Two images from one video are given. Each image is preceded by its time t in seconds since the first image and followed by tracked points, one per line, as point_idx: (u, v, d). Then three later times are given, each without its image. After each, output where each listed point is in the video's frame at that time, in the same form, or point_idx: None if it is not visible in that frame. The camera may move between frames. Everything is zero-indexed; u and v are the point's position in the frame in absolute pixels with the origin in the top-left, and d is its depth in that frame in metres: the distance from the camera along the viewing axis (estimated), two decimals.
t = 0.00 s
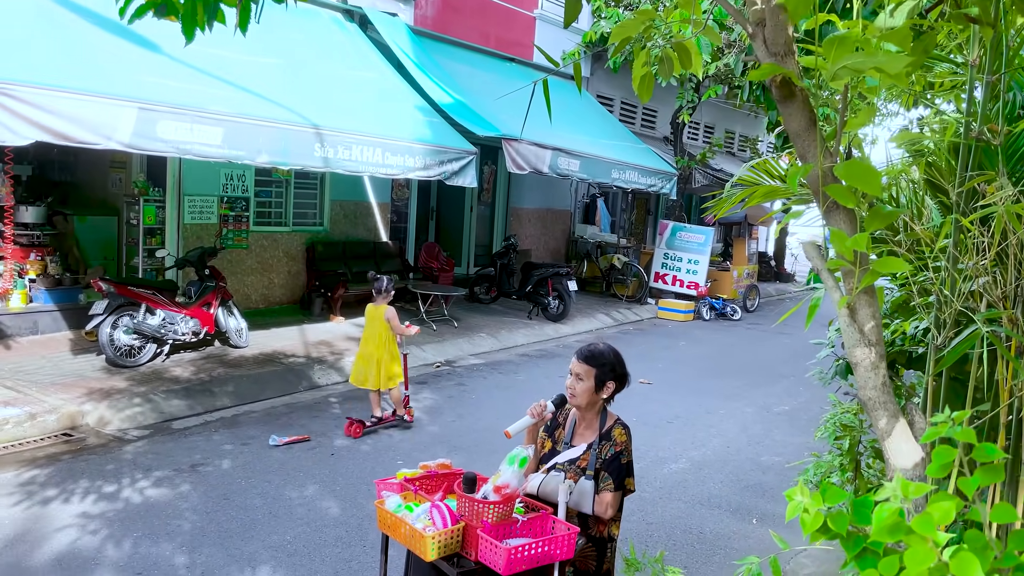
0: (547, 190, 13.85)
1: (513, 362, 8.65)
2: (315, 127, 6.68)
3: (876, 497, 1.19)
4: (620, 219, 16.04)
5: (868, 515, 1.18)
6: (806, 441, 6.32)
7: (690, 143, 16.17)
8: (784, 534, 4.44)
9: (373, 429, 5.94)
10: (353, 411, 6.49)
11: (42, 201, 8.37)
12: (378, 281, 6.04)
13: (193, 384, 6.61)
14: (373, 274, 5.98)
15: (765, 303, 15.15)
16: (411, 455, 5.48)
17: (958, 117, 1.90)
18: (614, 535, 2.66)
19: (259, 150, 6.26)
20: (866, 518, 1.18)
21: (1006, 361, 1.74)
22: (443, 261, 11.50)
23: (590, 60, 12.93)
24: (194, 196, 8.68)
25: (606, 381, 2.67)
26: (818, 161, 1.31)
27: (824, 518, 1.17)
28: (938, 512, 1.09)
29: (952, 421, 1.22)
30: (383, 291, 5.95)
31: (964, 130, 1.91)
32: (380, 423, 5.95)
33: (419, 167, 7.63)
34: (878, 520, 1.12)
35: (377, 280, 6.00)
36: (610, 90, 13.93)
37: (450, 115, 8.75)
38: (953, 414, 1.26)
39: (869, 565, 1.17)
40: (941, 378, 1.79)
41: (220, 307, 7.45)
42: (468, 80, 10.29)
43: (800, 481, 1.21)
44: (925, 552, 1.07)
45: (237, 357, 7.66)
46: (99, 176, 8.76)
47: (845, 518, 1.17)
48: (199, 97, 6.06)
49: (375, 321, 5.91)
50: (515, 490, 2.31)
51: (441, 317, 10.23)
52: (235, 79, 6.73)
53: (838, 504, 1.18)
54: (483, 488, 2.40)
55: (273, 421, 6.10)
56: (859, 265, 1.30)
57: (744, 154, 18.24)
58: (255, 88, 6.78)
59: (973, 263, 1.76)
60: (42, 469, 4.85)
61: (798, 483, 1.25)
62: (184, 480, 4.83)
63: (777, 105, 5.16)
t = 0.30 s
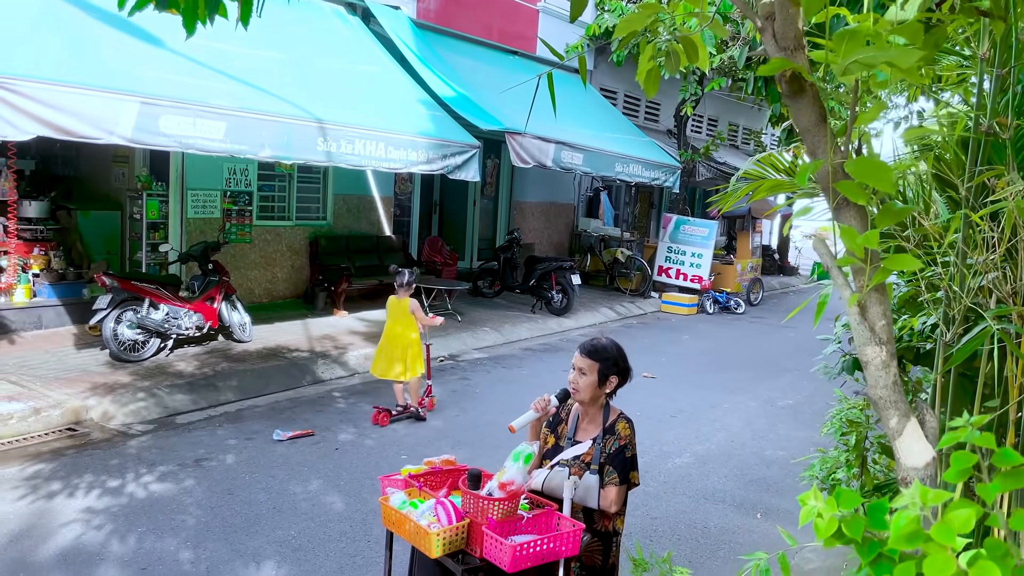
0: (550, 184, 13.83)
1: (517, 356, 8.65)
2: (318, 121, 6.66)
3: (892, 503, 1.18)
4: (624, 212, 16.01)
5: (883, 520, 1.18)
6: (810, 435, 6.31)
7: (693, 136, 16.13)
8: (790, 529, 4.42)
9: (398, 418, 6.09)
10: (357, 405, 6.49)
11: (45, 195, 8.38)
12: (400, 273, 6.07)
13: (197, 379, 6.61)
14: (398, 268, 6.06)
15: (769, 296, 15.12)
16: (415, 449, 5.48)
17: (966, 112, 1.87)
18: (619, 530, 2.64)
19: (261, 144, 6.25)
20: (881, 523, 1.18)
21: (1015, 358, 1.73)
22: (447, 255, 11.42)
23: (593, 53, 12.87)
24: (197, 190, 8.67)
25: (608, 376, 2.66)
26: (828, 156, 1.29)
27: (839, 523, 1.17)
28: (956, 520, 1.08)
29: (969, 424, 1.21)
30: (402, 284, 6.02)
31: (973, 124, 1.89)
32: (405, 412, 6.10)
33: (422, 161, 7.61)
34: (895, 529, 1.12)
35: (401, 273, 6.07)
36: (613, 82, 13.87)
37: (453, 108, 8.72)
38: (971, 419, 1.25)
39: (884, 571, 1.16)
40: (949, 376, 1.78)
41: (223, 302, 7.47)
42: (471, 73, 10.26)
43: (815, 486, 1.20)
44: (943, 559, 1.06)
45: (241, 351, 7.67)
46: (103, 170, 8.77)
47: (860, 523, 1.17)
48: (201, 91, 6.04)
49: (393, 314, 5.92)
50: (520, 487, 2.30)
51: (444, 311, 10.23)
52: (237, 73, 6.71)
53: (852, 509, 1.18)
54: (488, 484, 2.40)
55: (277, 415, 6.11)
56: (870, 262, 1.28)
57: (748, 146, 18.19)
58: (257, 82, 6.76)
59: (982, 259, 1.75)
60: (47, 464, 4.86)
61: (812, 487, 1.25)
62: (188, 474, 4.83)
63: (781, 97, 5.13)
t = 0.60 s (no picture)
0: (552, 176, 13.79)
1: (519, 350, 8.62)
2: (319, 114, 6.63)
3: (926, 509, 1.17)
4: (626, 205, 15.97)
5: (915, 526, 1.16)
6: (814, 428, 6.29)
7: (696, 128, 16.07)
8: (795, 523, 4.41)
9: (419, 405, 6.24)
10: (360, 399, 6.48)
11: (46, 189, 8.35)
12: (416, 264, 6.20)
13: (199, 373, 6.60)
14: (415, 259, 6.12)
15: (771, 289, 15.09)
16: (419, 443, 5.46)
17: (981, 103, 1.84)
18: (625, 522, 2.63)
19: (263, 137, 6.21)
20: (912, 528, 1.17)
21: None
22: (449, 249, 11.44)
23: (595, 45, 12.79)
24: (198, 183, 8.64)
25: (613, 369, 2.65)
26: (845, 150, 1.26)
27: (869, 529, 1.15)
28: (997, 529, 1.07)
29: (1008, 428, 1.21)
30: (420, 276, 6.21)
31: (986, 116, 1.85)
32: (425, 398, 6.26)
33: (424, 154, 7.57)
34: (933, 538, 1.11)
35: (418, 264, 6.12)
36: (615, 74, 13.81)
37: (455, 101, 8.68)
38: (1003, 424, 1.24)
39: None
40: (964, 370, 1.75)
41: (225, 296, 7.45)
42: (473, 65, 10.20)
43: (843, 490, 1.18)
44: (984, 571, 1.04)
45: (244, 345, 7.65)
46: (104, 164, 8.74)
47: (891, 529, 1.15)
48: (202, 84, 6.00)
49: (406, 299, 6.18)
50: (527, 484, 2.28)
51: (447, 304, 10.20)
52: (237, 66, 6.67)
53: (882, 514, 1.16)
54: (494, 480, 2.38)
55: (280, 410, 6.09)
56: (889, 257, 1.26)
57: (750, 138, 18.13)
58: (257, 75, 6.72)
59: (997, 252, 1.72)
60: (50, 459, 4.85)
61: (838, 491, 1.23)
62: (191, 469, 4.82)
63: (786, 88, 5.10)
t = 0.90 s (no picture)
0: (553, 168, 13.73)
1: (521, 342, 8.59)
2: (320, 106, 6.57)
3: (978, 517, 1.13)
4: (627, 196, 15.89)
5: (966, 535, 1.12)
6: (818, 420, 6.27)
7: (697, 119, 16.00)
8: (802, 517, 4.38)
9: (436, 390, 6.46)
10: (363, 393, 6.45)
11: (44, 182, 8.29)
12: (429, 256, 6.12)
13: (200, 367, 6.56)
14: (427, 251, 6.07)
15: (773, 280, 15.05)
16: (422, 437, 5.43)
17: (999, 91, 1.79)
18: (633, 513, 2.60)
19: (263, 129, 6.15)
20: (964, 537, 1.13)
21: None
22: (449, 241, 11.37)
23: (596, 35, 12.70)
24: (198, 176, 8.59)
25: (619, 361, 2.61)
26: (873, 138, 1.23)
27: (918, 537, 1.12)
28: None
29: None
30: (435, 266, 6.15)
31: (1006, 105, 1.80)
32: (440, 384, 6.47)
33: (426, 145, 7.52)
34: (997, 551, 1.04)
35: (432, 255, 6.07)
36: (616, 65, 13.72)
37: (456, 92, 8.62)
38: None
39: None
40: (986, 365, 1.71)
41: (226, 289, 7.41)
42: (473, 56, 10.12)
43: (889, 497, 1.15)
44: None
45: (244, 339, 7.61)
46: (102, 157, 8.69)
47: (941, 537, 1.12)
48: (202, 76, 5.95)
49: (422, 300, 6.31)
50: (537, 480, 2.24)
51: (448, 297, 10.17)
52: (236, 58, 6.61)
53: (932, 522, 1.13)
54: (503, 476, 2.34)
55: (282, 404, 6.06)
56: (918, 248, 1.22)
57: (751, 129, 18.07)
58: (257, 66, 6.66)
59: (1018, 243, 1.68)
60: (51, 454, 4.82)
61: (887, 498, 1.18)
62: (193, 464, 4.79)
63: (791, 79, 5.04)
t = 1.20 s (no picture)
0: (553, 160, 13.67)
1: (523, 335, 8.55)
2: (320, 97, 6.51)
3: None
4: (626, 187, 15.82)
5: None
6: (822, 411, 6.24)
7: (697, 110, 15.93)
8: (808, 509, 4.36)
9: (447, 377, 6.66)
10: (364, 386, 6.41)
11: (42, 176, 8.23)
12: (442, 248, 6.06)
13: (200, 361, 6.51)
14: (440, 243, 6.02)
15: (773, 271, 15.02)
16: (424, 430, 5.40)
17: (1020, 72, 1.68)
18: (642, 501, 2.52)
19: (262, 121, 6.09)
20: None
21: None
22: (449, 233, 11.28)
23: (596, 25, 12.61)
24: (196, 169, 8.53)
25: (626, 352, 2.53)
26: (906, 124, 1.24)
27: (982, 542, 1.17)
28: None
29: None
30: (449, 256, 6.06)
31: None
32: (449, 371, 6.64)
33: (426, 137, 7.45)
34: None
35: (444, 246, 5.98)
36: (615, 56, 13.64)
37: (456, 83, 8.56)
38: None
39: None
40: (1009, 357, 1.70)
41: (226, 283, 7.36)
42: (472, 47, 10.04)
43: (950, 503, 1.21)
44: None
45: (244, 333, 7.56)
46: (100, 150, 8.63)
47: (1005, 542, 1.16)
48: (200, 67, 5.89)
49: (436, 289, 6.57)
50: (547, 475, 2.20)
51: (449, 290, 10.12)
52: (234, 48, 6.54)
53: (997, 525, 1.18)
54: (513, 471, 2.30)
55: (283, 398, 6.02)
56: (955, 237, 1.20)
57: (751, 120, 18.00)
58: (256, 57, 6.59)
59: None
60: (51, 450, 4.78)
61: (944, 503, 1.25)
62: (195, 459, 4.76)
63: (795, 68, 4.98)
